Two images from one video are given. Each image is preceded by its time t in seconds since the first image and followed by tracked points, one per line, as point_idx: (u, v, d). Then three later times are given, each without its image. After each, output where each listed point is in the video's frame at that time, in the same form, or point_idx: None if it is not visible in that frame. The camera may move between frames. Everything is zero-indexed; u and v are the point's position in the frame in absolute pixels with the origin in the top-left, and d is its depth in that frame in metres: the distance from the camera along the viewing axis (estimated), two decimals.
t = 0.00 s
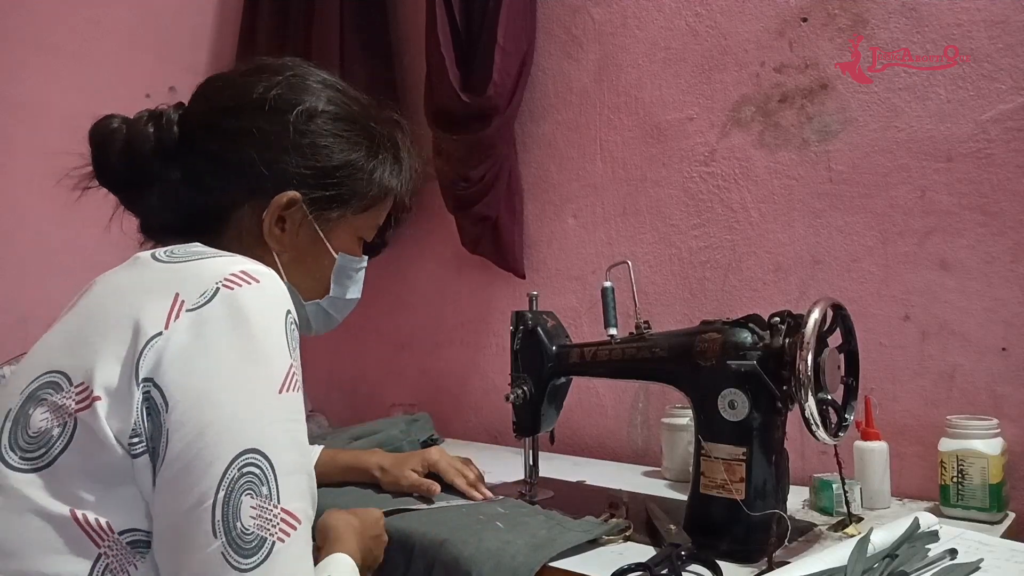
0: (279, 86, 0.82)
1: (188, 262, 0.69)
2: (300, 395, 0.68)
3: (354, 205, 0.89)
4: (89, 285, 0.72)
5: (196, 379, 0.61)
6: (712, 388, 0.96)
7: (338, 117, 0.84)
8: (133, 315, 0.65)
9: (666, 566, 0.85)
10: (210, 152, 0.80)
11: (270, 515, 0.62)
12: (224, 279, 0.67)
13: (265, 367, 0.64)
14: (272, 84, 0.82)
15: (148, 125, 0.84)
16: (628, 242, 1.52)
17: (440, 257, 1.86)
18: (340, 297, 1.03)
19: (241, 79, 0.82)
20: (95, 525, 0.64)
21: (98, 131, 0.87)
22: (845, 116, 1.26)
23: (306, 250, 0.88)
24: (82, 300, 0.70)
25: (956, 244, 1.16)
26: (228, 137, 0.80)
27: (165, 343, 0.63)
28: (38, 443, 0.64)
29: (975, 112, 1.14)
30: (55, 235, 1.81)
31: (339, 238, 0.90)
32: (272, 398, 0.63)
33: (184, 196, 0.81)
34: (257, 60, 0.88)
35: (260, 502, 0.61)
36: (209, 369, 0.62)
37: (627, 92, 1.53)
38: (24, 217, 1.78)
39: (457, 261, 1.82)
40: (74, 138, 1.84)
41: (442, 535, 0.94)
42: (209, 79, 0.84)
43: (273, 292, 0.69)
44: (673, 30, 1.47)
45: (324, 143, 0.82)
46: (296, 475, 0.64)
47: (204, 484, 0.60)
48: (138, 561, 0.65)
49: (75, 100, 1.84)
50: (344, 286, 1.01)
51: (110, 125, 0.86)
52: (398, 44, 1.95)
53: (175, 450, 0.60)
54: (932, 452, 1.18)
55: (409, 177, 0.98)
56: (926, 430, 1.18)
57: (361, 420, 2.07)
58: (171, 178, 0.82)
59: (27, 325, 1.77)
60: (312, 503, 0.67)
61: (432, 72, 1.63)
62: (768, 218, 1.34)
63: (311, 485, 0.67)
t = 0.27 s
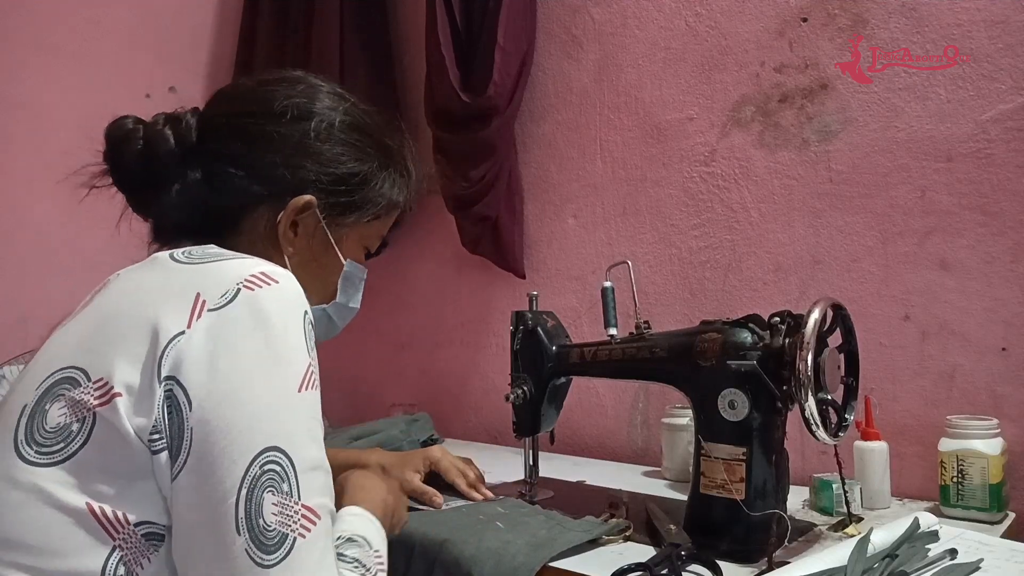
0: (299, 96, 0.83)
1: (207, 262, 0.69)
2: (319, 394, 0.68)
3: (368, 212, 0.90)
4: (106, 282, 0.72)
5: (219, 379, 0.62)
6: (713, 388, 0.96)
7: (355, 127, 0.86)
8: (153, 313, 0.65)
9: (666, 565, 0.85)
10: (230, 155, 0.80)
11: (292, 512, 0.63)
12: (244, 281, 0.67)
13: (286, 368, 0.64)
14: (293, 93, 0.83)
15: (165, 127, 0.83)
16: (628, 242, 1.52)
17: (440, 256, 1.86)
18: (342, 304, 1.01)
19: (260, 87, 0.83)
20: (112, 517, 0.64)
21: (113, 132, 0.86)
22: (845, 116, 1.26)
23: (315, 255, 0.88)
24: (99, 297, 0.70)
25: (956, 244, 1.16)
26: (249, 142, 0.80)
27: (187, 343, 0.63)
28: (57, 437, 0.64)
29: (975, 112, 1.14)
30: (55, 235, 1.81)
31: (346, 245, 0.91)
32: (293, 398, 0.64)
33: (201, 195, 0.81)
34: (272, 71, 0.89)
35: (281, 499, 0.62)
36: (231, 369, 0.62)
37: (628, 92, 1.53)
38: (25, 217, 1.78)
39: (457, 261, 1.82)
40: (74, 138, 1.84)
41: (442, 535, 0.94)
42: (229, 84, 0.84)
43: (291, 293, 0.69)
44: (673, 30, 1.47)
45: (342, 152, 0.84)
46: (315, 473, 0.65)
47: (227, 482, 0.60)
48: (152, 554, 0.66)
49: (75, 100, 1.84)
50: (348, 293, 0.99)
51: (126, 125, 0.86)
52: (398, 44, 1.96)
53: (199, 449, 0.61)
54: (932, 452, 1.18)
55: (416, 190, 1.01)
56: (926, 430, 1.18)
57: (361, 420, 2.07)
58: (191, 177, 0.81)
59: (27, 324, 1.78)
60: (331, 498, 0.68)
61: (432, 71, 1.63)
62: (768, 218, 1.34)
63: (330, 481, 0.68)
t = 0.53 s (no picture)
0: (306, 102, 0.84)
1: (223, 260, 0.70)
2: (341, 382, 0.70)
3: (374, 216, 0.90)
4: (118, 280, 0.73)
5: (248, 376, 0.63)
6: (713, 388, 0.96)
7: (361, 134, 0.87)
8: (173, 312, 0.65)
9: (666, 566, 0.86)
10: (246, 157, 0.80)
11: (333, 491, 0.66)
12: (259, 277, 0.68)
13: (312, 359, 0.66)
14: (301, 100, 0.84)
15: (177, 132, 0.82)
16: (628, 242, 1.52)
17: (440, 256, 1.86)
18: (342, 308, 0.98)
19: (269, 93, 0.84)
20: (126, 509, 0.64)
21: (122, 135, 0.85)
22: (845, 116, 1.26)
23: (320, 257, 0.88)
24: (112, 294, 0.70)
25: (956, 244, 1.16)
26: (262, 144, 0.80)
27: (214, 342, 0.64)
28: (73, 433, 0.64)
29: (975, 112, 1.14)
30: (55, 234, 1.81)
31: (351, 249, 0.91)
32: (322, 387, 0.66)
33: (216, 194, 0.80)
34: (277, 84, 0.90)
35: (322, 481, 0.65)
36: (260, 365, 0.63)
37: (628, 92, 1.53)
38: (25, 216, 1.78)
39: (457, 261, 1.82)
40: (74, 137, 1.84)
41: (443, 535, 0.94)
42: (237, 92, 0.85)
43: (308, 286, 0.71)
44: (673, 30, 1.47)
45: (349, 158, 0.85)
46: (348, 455, 0.68)
47: (269, 472, 0.62)
48: (165, 546, 0.65)
49: (75, 100, 1.84)
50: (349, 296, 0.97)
51: (133, 128, 0.85)
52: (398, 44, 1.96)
53: (234, 444, 0.62)
54: (932, 452, 1.18)
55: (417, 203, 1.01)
56: (927, 430, 1.18)
57: (361, 420, 2.07)
58: (205, 178, 0.80)
59: (27, 324, 1.77)
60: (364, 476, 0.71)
61: (432, 72, 1.63)
62: (768, 218, 1.34)
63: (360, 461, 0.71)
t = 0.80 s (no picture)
0: (313, 113, 0.85)
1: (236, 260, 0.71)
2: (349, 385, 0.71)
3: (377, 226, 0.90)
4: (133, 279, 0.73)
5: (260, 374, 0.63)
6: (713, 388, 0.96)
7: (366, 146, 0.87)
8: (189, 310, 0.65)
9: (665, 566, 0.86)
10: (256, 165, 0.80)
11: (338, 491, 0.66)
12: (273, 279, 0.68)
13: (321, 360, 0.66)
14: (308, 112, 0.84)
15: (189, 141, 0.82)
16: (628, 242, 1.52)
17: (440, 256, 1.86)
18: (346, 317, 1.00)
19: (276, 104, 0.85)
20: (138, 504, 0.64)
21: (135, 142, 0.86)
22: (845, 116, 1.26)
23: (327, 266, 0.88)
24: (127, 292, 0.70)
25: (956, 244, 1.15)
26: (271, 152, 0.80)
27: (226, 341, 0.64)
28: (89, 429, 0.64)
29: (975, 112, 1.14)
30: (55, 234, 1.81)
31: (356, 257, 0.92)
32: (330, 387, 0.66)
33: (228, 200, 0.80)
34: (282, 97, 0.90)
35: (328, 480, 0.65)
36: (271, 365, 0.64)
37: (628, 93, 1.53)
38: (24, 215, 1.77)
39: (457, 261, 1.82)
40: (74, 137, 1.84)
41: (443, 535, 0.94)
42: (246, 106, 0.86)
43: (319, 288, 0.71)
44: (673, 30, 1.47)
45: (356, 168, 0.85)
46: (354, 456, 0.68)
47: (277, 469, 0.63)
48: (175, 541, 0.65)
49: (75, 99, 1.84)
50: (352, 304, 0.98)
51: (145, 137, 0.85)
52: (398, 45, 1.96)
53: (244, 440, 0.63)
54: (932, 452, 1.18)
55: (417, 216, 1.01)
56: (927, 430, 1.18)
57: (361, 420, 2.07)
58: (217, 185, 0.80)
59: (27, 324, 1.77)
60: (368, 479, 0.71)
61: (432, 72, 1.63)
62: (767, 218, 1.34)
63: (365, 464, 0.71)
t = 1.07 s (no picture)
0: (308, 112, 0.84)
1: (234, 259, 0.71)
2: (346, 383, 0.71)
3: (375, 223, 0.90)
4: (129, 280, 0.73)
5: (259, 372, 0.63)
6: (713, 388, 0.96)
7: (361, 143, 0.87)
8: (184, 310, 0.65)
9: (666, 566, 0.86)
10: (253, 165, 0.79)
11: (338, 488, 0.66)
12: (270, 277, 0.68)
13: (319, 358, 0.67)
14: (304, 111, 0.84)
15: (183, 141, 0.82)
16: (628, 242, 1.52)
17: (440, 256, 1.86)
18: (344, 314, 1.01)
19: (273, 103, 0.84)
20: (137, 503, 0.64)
21: (130, 144, 0.86)
22: (845, 116, 1.26)
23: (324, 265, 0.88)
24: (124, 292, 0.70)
25: (957, 244, 1.15)
26: (270, 153, 0.80)
27: (224, 340, 0.64)
28: (86, 429, 0.64)
29: (975, 112, 1.14)
30: (55, 233, 1.81)
31: (353, 255, 0.91)
32: (327, 385, 0.67)
33: (224, 199, 0.80)
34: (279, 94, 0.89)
35: (328, 477, 0.65)
36: (269, 363, 0.64)
37: (628, 92, 1.53)
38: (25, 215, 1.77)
39: (457, 261, 1.82)
40: (74, 137, 1.84)
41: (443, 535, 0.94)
42: (240, 106, 0.85)
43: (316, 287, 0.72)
44: (673, 30, 1.47)
45: (351, 166, 0.85)
46: (352, 453, 0.69)
47: (278, 466, 0.63)
48: (174, 541, 0.65)
49: (76, 99, 1.84)
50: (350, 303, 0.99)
51: (141, 137, 0.85)
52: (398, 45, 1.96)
53: (243, 439, 0.63)
54: (932, 452, 1.18)
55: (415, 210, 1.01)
56: (927, 430, 1.18)
57: (361, 420, 2.07)
58: (212, 186, 0.80)
59: (27, 323, 1.77)
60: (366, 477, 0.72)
61: (432, 72, 1.63)
62: (767, 218, 1.34)
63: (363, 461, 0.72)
